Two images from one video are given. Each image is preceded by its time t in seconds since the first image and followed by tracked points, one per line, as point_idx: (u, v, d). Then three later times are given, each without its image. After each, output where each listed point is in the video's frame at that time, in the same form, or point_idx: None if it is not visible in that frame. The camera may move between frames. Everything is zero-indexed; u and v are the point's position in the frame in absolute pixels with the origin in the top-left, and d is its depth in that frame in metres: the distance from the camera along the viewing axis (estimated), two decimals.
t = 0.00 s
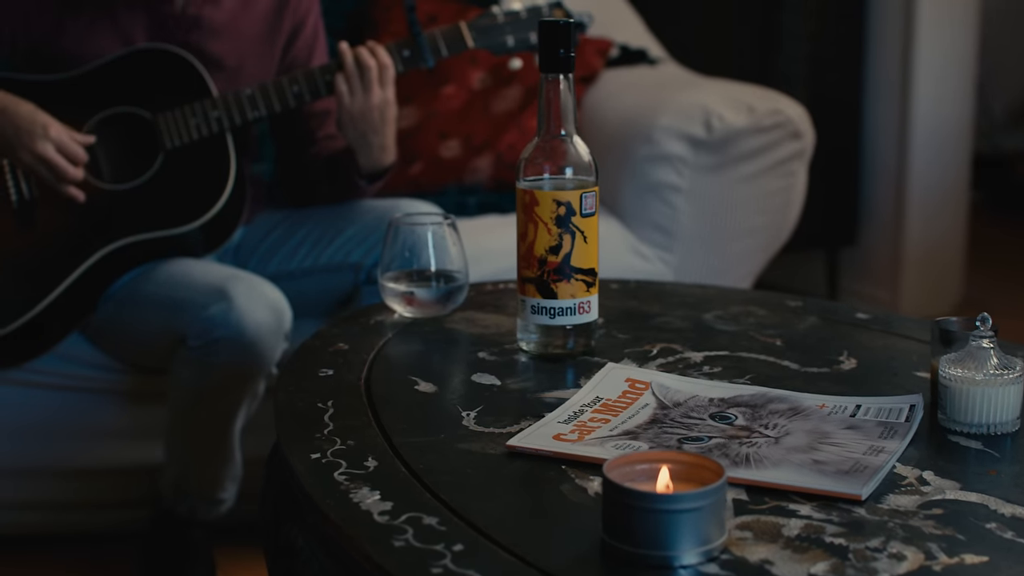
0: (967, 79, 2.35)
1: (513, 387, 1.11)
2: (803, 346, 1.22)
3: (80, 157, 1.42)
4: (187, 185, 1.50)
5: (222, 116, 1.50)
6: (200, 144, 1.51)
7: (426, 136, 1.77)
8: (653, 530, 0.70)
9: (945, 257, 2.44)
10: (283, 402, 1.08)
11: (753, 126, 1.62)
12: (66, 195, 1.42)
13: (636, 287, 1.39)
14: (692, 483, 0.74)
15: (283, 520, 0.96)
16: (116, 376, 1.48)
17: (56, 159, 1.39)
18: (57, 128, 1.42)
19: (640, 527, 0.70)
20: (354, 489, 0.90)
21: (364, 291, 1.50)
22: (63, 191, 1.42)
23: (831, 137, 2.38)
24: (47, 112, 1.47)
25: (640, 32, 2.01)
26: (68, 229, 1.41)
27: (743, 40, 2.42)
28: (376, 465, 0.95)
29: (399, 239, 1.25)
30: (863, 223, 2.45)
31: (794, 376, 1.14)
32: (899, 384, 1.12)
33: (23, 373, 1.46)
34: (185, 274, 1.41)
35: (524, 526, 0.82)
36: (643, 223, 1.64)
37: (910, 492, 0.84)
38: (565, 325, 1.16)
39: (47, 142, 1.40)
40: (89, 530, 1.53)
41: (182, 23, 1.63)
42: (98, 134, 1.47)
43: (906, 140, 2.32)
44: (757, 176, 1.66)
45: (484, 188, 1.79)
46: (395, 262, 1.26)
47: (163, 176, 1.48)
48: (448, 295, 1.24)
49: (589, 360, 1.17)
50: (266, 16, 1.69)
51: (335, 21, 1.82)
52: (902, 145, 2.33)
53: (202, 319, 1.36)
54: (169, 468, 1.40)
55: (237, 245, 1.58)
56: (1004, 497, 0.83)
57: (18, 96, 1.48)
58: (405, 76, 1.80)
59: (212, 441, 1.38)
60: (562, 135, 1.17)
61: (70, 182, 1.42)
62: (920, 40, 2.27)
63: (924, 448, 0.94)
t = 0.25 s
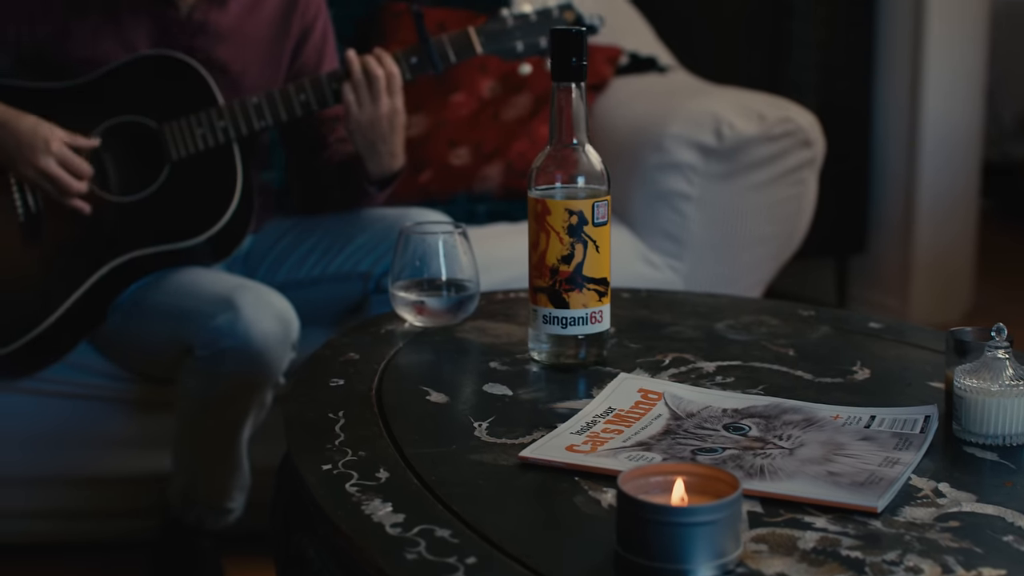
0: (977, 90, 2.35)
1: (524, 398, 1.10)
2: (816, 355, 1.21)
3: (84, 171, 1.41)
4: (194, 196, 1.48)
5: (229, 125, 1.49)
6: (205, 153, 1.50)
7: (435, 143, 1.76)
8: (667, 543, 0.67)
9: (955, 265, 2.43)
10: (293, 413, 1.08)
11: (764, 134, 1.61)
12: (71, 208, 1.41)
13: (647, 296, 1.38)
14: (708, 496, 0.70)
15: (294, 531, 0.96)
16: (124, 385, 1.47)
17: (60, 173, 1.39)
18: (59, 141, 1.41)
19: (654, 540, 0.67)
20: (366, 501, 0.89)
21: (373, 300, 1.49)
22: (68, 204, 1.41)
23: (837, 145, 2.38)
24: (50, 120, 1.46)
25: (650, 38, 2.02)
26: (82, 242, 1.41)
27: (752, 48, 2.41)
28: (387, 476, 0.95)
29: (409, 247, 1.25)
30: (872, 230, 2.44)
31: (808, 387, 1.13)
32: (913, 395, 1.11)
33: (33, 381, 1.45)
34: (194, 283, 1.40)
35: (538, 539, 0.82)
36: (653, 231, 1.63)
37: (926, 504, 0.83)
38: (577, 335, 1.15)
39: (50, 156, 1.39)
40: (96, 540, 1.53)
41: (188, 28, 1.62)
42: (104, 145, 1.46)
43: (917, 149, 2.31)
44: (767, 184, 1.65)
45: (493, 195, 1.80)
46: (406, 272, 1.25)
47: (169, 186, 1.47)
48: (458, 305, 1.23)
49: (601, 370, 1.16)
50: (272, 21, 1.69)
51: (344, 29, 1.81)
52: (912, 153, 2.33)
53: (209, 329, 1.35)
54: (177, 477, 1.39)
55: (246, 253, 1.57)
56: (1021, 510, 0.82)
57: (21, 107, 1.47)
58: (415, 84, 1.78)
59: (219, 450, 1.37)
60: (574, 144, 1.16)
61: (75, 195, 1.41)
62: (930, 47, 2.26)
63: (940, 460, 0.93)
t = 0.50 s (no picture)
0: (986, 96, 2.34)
1: (536, 408, 1.10)
2: (828, 365, 1.21)
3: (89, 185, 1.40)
4: (201, 207, 1.47)
5: (235, 135, 1.46)
6: (211, 164, 1.48)
7: (445, 151, 1.76)
8: (680, 556, 0.64)
9: (964, 274, 2.42)
10: (303, 423, 1.07)
11: (774, 142, 1.61)
12: (77, 222, 1.40)
13: (658, 305, 1.38)
14: (722, 509, 0.68)
15: (305, 542, 0.95)
16: (131, 393, 1.48)
17: (64, 190, 1.38)
18: (64, 157, 1.40)
19: (668, 554, 0.64)
20: (377, 512, 0.89)
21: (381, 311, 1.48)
22: (74, 219, 1.40)
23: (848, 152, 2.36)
24: (49, 133, 1.44)
25: (659, 46, 2.02)
26: (98, 262, 1.40)
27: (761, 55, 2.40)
28: (398, 487, 0.94)
29: (420, 256, 1.24)
30: (881, 238, 2.44)
31: (821, 397, 1.13)
32: (927, 405, 1.10)
33: (45, 391, 1.45)
34: (202, 292, 1.40)
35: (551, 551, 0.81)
36: (663, 239, 1.62)
37: (941, 516, 0.82)
38: (589, 344, 1.14)
39: (55, 174, 1.38)
40: (104, 551, 1.52)
41: (192, 43, 1.59)
42: (110, 156, 1.45)
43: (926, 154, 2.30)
44: (776, 192, 1.64)
45: (503, 204, 1.77)
46: (415, 281, 1.25)
47: (176, 198, 1.46)
48: (468, 313, 1.23)
49: (612, 381, 1.15)
50: (276, 34, 1.65)
51: (352, 37, 1.80)
52: (921, 159, 2.32)
53: (217, 338, 1.35)
54: (185, 486, 1.38)
55: (254, 262, 1.56)
56: None
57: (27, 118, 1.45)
58: (422, 92, 1.78)
59: (227, 460, 1.36)
60: (585, 153, 1.15)
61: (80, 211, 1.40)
62: (939, 54, 2.26)
63: (954, 471, 0.93)
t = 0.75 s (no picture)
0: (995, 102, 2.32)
1: (547, 418, 1.09)
2: (841, 375, 1.20)
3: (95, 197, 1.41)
4: (210, 216, 1.46)
5: (242, 144, 1.46)
6: (220, 173, 1.47)
7: (453, 159, 1.75)
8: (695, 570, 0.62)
9: (973, 281, 2.41)
10: (314, 433, 1.06)
11: (784, 150, 1.60)
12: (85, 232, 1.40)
13: (669, 314, 1.37)
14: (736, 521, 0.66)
15: (315, 553, 0.94)
16: (139, 402, 1.46)
17: (72, 202, 1.39)
18: (72, 169, 1.41)
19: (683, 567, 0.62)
20: (389, 523, 0.88)
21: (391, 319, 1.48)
22: (82, 229, 1.40)
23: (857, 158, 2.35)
24: (54, 143, 1.43)
25: (668, 53, 2.01)
26: (109, 270, 1.40)
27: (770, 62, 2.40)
28: (409, 498, 0.93)
29: (430, 265, 1.23)
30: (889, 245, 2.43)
31: (834, 407, 1.12)
32: (942, 415, 1.09)
33: (56, 400, 1.43)
34: (211, 301, 1.40)
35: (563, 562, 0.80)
36: (673, 248, 1.62)
37: (957, 527, 0.81)
38: (600, 354, 1.13)
39: (62, 186, 1.39)
40: (112, 560, 1.51)
41: (203, 56, 1.59)
42: (117, 165, 1.43)
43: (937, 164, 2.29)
44: (787, 200, 1.64)
45: (512, 212, 1.77)
46: (425, 289, 1.24)
47: (184, 208, 1.45)
48: (479, 322, 1.22)
49: (624, 390, 1.14)
50: (286, 44, 1.65)
51: (359, 45, 1.79)
52: (930, 166, 2.31)
53: (226, 347, 1.34)
54: (194, 495, 1.38)
55: (263, 270, 1.55)
56: None
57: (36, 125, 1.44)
58: (431, 99, 1.78)
59: (236, 469, 1.36)
60: (596, 162, 1.15)
61: (89, 220, 1.40)
62: (948, 60, 2.25)
63: (970, 482, 0.92)
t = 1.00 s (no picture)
0: (1006, 109, 2.32)
1: (559, 427, 1.08)
2: (854, 384, 1.19)
3: (106, 203, 1.40)
4: (220, 224, 1.45)
5: (252, 152, 1.45)
6: (230, 181, 1.46)
7: (463, 165, 1.75)
8: None
9: (984, 289, 2.40)
10: (325, 442, 1.05)
11: (795, 157, 1.59)
12: (95, 240, 1.40)
13: (680, 322, 1.36)
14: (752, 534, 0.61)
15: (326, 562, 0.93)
16: (149, 409, 1.46)
17: (82, 207, 1.38)
18: (82, 173, 1.40)
19: None
20: (401, 534, 0.87)
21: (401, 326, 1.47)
22: (92, 236, 1.39)
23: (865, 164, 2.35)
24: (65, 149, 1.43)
25: (678, 60, 2.01)
26: (120, 276, 1.39)
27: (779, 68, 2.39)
28: (422, 508, 0.92)
29: (440, 273, 1.23)
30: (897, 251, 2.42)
31: (847, 416, 1.11)
32: (956, 425, 1.09)
33: (65, 406, 1.43)
34: (221, 308, 1.39)
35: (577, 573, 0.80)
36: (684, 255, 1.61)
37: (973, 539, 0.81)
38: (613, 363, 1.13)
39: (72, 191, 1.38)
40: (120, 568, 1.50)
41: (214, 62, 1.57)
42: (126, 173, 1.43)
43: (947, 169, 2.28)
44: (798, 208, 1.63)
45: (522, 219, 1.77)
46: (436, 297, 1.24)
47: (193, 216, 1.44)
48: (490, 331, 1.21)
49: (636, 400, 1.14)
50: (298, 51, 1.64)
51: (367, 51, 1.79)
52: (940, 173, 2.30)
53: (235, 355, 1.33)
54: (203, 502, 1.37)
55: (272, 277, 1.55)
56: None
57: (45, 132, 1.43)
58: (440, 105, 1.78)
59: (245, 477, 1.35)
60: (608, 170, 1.13)
61: (99, 228, 1.40)
62: (958, 66, 2.24)
63: (985, 493, 0.91)
